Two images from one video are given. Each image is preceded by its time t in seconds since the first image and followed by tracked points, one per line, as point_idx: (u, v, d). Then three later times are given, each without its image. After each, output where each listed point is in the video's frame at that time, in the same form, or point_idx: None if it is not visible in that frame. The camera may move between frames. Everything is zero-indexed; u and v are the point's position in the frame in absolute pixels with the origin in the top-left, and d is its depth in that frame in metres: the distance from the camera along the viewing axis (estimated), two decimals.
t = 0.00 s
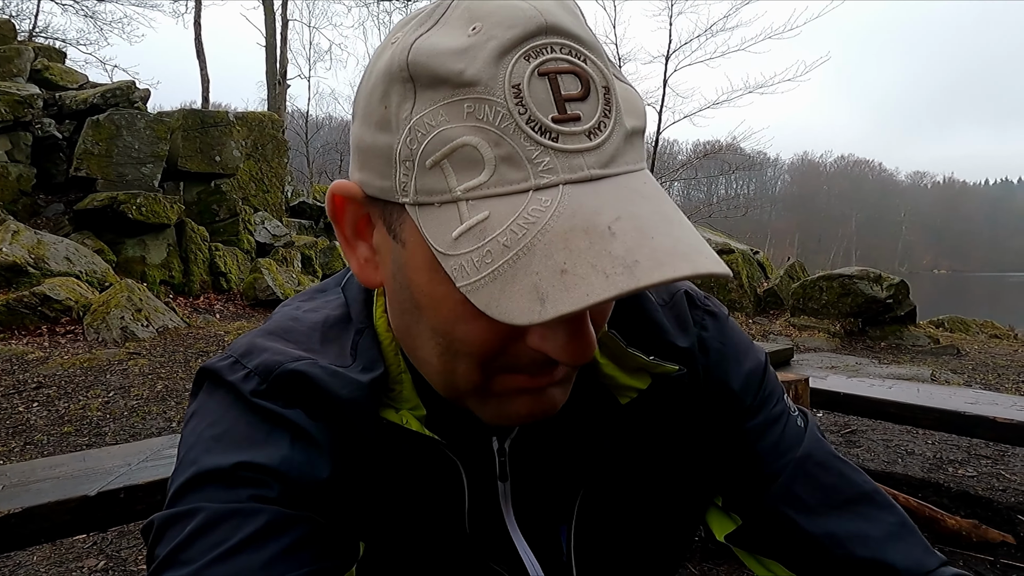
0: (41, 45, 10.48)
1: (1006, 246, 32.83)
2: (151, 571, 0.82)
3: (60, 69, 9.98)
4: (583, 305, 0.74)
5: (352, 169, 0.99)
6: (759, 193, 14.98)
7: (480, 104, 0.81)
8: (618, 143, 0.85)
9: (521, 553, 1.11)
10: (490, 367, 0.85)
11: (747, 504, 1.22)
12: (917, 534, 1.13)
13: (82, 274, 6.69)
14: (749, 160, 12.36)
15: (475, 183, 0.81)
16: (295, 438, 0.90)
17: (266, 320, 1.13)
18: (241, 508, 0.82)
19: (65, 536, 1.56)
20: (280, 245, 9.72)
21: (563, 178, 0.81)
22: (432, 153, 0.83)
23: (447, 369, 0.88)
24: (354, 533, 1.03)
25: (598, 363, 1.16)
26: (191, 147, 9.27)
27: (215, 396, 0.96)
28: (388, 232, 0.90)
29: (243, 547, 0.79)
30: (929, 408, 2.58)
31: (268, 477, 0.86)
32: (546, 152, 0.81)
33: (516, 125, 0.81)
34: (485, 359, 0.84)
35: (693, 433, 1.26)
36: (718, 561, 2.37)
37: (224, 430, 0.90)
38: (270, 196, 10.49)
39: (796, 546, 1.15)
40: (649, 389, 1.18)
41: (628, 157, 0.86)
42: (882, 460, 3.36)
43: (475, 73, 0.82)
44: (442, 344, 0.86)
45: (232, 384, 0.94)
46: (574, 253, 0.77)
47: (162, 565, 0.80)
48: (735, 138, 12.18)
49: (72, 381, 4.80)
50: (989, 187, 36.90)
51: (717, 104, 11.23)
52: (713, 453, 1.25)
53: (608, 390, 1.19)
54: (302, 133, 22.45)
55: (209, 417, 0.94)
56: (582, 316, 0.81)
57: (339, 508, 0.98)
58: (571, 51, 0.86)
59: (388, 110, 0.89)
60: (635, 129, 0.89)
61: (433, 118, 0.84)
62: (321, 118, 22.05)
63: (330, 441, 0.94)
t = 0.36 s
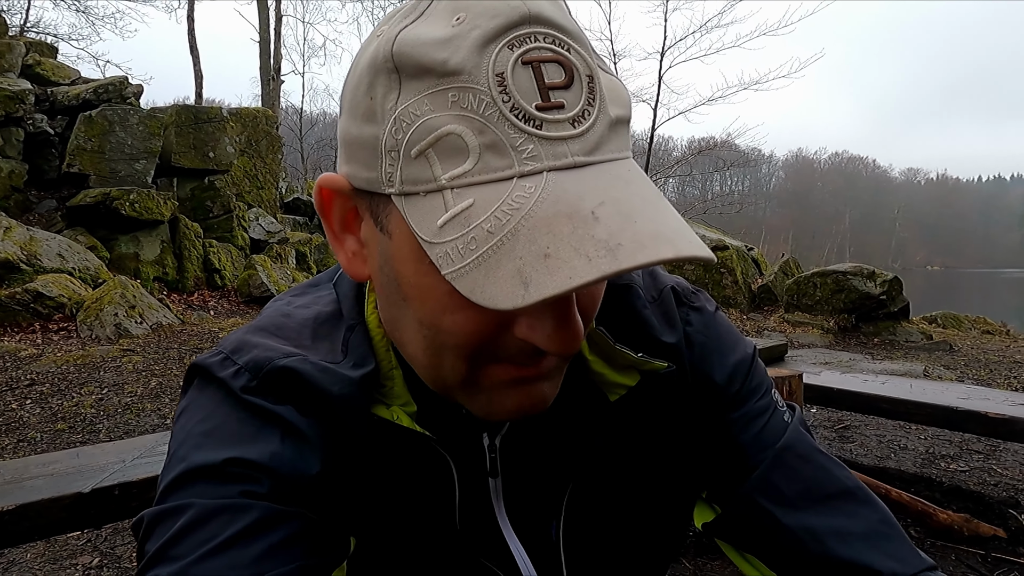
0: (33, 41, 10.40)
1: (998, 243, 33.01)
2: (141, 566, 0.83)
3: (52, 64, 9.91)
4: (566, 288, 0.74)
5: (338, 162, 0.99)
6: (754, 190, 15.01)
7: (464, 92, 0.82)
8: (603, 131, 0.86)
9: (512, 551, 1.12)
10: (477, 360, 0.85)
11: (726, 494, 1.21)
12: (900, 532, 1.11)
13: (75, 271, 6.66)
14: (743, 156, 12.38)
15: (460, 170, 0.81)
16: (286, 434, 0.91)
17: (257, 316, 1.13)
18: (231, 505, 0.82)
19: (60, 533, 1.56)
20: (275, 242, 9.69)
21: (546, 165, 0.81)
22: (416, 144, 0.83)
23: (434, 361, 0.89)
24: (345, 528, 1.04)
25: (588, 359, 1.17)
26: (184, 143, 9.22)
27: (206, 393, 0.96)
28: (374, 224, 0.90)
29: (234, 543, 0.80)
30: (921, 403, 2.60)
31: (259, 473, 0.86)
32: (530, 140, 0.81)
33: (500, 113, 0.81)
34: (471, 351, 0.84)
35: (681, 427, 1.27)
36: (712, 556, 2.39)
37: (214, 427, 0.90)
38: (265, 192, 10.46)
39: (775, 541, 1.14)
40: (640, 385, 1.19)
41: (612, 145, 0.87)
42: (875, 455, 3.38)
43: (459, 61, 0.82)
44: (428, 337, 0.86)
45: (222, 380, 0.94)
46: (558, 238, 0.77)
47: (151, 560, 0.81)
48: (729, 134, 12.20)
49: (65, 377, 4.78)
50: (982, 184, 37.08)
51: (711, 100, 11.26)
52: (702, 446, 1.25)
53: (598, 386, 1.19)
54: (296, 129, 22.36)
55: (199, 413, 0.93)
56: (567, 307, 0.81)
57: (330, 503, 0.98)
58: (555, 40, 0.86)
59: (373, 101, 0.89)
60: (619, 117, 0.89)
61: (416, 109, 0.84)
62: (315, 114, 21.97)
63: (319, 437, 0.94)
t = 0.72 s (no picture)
0: (28, 34, 10.34)
1: (995, 237, 33.08)
2: (136, 564, 0.83)
3: (48, 57, 9.84)
4: (553, 284, 0.73)
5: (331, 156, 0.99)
6: (751, 184, 15.01)
7: (454, 85, 0.81)
8: (594, 124, 0.85)
9: (510, 547, 1.12)
10: (470, 355, 0.85)
11: (730, 494, 1.21)
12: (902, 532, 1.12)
13: (71, 265, 6.64)
14: (741, 150, 12.37)
15: (448, 164, 0.81)
16: (279, 430, 0.90)
17: (252, 313, 1.13)
18: (225, 502, 0.82)
19: (58, 528, 1.56)
20: (272, 236, 9.68)
21: (536, 158, 0.80)
22: (406, 137, 0.83)
23: (427, 355, 0.89)
24: (343, 524, 1.04)
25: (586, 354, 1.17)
26: (181, 137, 9.18)
27: (200, 390, 0.96)
28: (365, 218, 0.90)
29: (228, 539, 0.79)
30: (918, 397, 2.61)
31: (252, 470, 0.86)
32: (520, 132, 0.80)
33: (490, 106, 0.80)
34: (464, 347, 0.84)
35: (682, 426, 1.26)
36: (708, 549, 2.40)
37: (208, 424, 0.90)
38: (262, 186, 10.42)
39: (778, 539, 1.14)
40: (639, 381, 1.19)
41: (604, 138, 0.86)
42: (872, 449, 3.39)
43: (448, 53, 0.82)
44: (421, 331, 0.86)
45: (216, 377, 0.94)
46: (545, 232, 0.77)
47: (146, 557, 0.81)
48: (727, 128, 12.19)
49: (62, 372, 4.77)
50: (979, 178, 37.14)
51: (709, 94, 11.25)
52: (701, 444, 1.25)
53: (597, 381, 1.20)
54: (293, 122, 22.29)
55: (193, 410, 0.94)
56: (560, 303, 0.81)
57: (327, 500, 0.98)
58: (546, 32, 0.85)
59: (363, 94, 0.89)
60: (612, 110, 0.89)
61: (405, 102, 0.84)
62: (312, 107, 21.89)
63: (314, 434, 0.93)
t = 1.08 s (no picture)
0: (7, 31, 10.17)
1: (976, 238, 33.56)
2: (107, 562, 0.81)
3: (28, 55, 9.69)
4: (536, 279, 0.73)
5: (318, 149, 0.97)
6: (737, 186, 15.11)
7: (441, 79, 0.80)
8: (581, 121, 0.84)
9: (492, 547, 1.11)
10: (455, 351, 0.83)
11: (711, 500, 1.22)
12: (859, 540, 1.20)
13: (52, 266, 6.54)
14: (727, 152, 12.45)
15: (435, 157, 0.80)
16: (258, 427, 0.89)
17: (233, 310, 1.11)
18: (200, 499, 0.80)
19: (31, 534, 1.53)
20: (257, 236, 9.60)
21: (523, 154, 0.80)
22: (392, 131, 0.82)
23: (411, 352, 0.87)
24: (320, 525, 1.02)
25: (573, 354, 1.18)
26: (164, 136, 9.08)
27: (178, 387, 0.94)
28: (351, 211, 0.88)
29: (202, 538, 0.78)
30: (898, 396, 2.63)
31: (229, 468, 0.84)
32: (507, 127, 0.80)
33: (477, 101, 0.79)
34: (448, 343, 0.82)
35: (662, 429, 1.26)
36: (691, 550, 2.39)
37: (185, 421, 0.88)
38: (247, 186, 10.34)
39: (752, 546, 1.19)
40: (625, 382, 1.19)
41: (590, 137, 0.85)
42: (854, 448, 3.41)
43: (436, 47, 0.81)
44: (406, 328, 0.85)
45: (195, 374, 0.93)
46: (530, 226, 0.76)
47: (117, 554, 0.79)
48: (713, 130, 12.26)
49: (41, 374, 4.70)
50: (961, 180, 37.66)
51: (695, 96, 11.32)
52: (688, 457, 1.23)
53: (582, 381, 1.20)
54: (279, 122, 22.12)
55: (171, 408, 0.92)
56: (544, 300, 0.80)
57: (305, 499, 0.96)
58: (536, 27, 0.85)
59: (351, 87, 0.87)
60: (600, 108, 0.88)
61: (393, 95, 0.82)
62: (298, 107, 21.75)
63: (294, 433, 0.92)
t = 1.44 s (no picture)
0: None
1: (949, 243, 34.24)
2: (110, 555, 0.78)
3: None
4: (571, 261, 0.74)
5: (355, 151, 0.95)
6: (716, 192, 15.26)
7: (485, 86, 0.80)
8: (609, 133, 0.85)
9: (487, 545, 1.09)
10: (474, 343, 0.82)
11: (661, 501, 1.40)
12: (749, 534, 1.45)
13: (21, 271, 6.39)
14: (706, 158, 12.57)
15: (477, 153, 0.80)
16: (272, 427, 0.86)
17: (242, 310, 1.07)
18: (212, 496, 0.78)
19: None
20: (235, 241, 9.49)
21: (557, 157, 0.80)
22: (437, 130, 0.81)
23: (431, 344, 0.85)
24: (319, 531, 0.99)
25: (571, 361, 1.20)
26: (139, 140, 8.94)
27: (193, 382, 0.91)
28: (386, 204, 0.86)
29: (212, 535, 0.76)
30: (872, 401, 2.66)
31: (242, 467, 0.82)
32: (544, 133, 0.80)
33: (518, 107, 0.80)
34: (468, 333, 0.81)
35: (642, 438, 1.31)
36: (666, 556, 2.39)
37: (199, 418, 0.85)
38: (224, 190, 10.21)
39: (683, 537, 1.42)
40: (619, 390, 1.24)
41: (617, 149, 0.86)
42: (828, 452, 3.44)
43: (482, 57, 0.81)
44: (428, 319, 0.83)
45: (214, 369, 0.89)
46: (565, 216, 0.77)
47: (124, 548, 0.76)
48: (693, 136, 12.37)
49: (8, 383, 4.57)
50: (934, 186, 38.42)
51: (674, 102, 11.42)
52: (654, 468, 1.34)
53: (580, 388, 1.22)
54: (257, 126, 21.91)
55: (184, 403, 0.88)
56: (566, 297, 0.80)
57: (311, 501, 0.93)
58: (572, 47, 0.86)
59: (397, 90, 0.86)
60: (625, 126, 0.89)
61: (436, 99, 0.82)
62: (277, 111, 21.57)
63: (308, 434, 0.89)
